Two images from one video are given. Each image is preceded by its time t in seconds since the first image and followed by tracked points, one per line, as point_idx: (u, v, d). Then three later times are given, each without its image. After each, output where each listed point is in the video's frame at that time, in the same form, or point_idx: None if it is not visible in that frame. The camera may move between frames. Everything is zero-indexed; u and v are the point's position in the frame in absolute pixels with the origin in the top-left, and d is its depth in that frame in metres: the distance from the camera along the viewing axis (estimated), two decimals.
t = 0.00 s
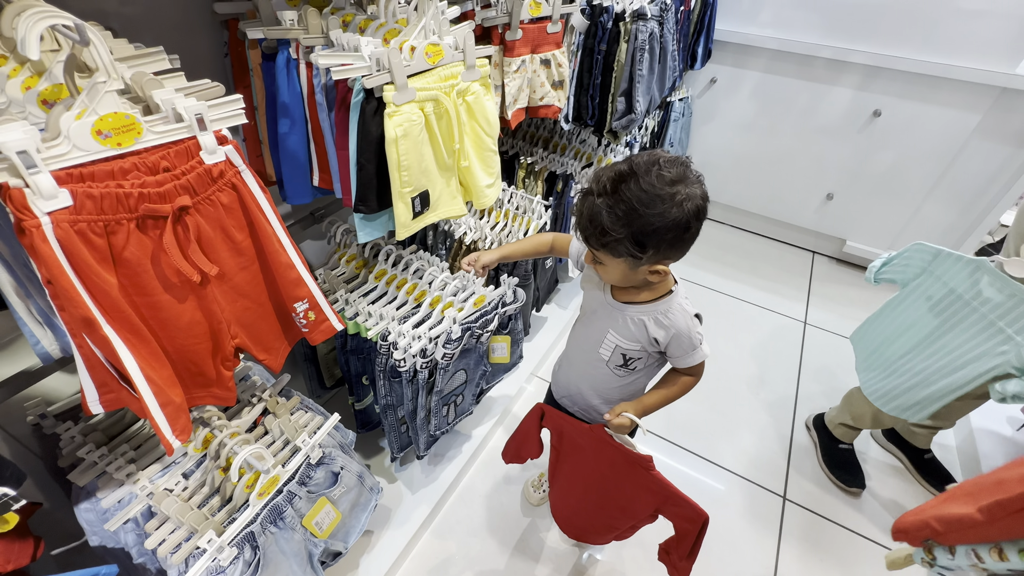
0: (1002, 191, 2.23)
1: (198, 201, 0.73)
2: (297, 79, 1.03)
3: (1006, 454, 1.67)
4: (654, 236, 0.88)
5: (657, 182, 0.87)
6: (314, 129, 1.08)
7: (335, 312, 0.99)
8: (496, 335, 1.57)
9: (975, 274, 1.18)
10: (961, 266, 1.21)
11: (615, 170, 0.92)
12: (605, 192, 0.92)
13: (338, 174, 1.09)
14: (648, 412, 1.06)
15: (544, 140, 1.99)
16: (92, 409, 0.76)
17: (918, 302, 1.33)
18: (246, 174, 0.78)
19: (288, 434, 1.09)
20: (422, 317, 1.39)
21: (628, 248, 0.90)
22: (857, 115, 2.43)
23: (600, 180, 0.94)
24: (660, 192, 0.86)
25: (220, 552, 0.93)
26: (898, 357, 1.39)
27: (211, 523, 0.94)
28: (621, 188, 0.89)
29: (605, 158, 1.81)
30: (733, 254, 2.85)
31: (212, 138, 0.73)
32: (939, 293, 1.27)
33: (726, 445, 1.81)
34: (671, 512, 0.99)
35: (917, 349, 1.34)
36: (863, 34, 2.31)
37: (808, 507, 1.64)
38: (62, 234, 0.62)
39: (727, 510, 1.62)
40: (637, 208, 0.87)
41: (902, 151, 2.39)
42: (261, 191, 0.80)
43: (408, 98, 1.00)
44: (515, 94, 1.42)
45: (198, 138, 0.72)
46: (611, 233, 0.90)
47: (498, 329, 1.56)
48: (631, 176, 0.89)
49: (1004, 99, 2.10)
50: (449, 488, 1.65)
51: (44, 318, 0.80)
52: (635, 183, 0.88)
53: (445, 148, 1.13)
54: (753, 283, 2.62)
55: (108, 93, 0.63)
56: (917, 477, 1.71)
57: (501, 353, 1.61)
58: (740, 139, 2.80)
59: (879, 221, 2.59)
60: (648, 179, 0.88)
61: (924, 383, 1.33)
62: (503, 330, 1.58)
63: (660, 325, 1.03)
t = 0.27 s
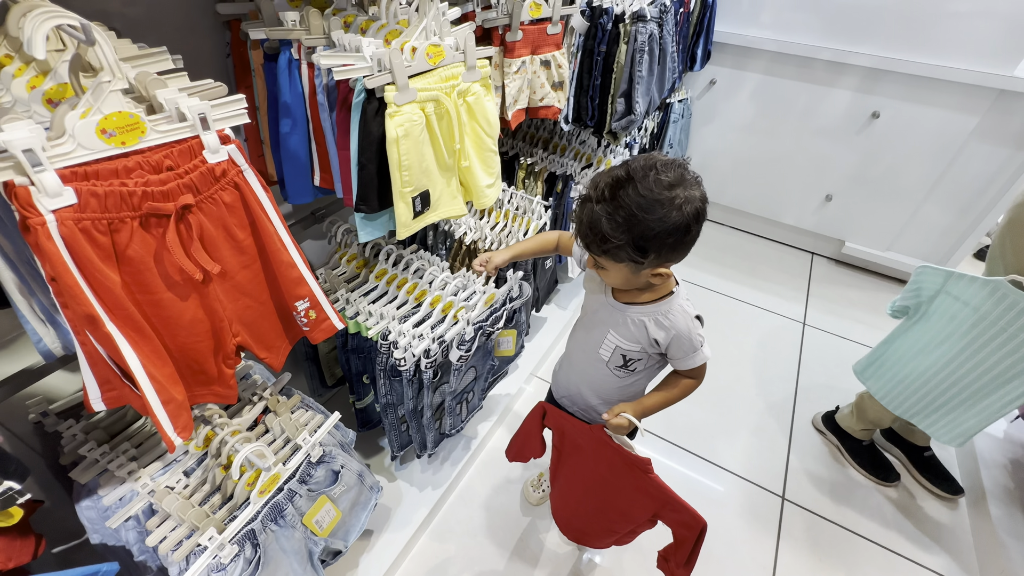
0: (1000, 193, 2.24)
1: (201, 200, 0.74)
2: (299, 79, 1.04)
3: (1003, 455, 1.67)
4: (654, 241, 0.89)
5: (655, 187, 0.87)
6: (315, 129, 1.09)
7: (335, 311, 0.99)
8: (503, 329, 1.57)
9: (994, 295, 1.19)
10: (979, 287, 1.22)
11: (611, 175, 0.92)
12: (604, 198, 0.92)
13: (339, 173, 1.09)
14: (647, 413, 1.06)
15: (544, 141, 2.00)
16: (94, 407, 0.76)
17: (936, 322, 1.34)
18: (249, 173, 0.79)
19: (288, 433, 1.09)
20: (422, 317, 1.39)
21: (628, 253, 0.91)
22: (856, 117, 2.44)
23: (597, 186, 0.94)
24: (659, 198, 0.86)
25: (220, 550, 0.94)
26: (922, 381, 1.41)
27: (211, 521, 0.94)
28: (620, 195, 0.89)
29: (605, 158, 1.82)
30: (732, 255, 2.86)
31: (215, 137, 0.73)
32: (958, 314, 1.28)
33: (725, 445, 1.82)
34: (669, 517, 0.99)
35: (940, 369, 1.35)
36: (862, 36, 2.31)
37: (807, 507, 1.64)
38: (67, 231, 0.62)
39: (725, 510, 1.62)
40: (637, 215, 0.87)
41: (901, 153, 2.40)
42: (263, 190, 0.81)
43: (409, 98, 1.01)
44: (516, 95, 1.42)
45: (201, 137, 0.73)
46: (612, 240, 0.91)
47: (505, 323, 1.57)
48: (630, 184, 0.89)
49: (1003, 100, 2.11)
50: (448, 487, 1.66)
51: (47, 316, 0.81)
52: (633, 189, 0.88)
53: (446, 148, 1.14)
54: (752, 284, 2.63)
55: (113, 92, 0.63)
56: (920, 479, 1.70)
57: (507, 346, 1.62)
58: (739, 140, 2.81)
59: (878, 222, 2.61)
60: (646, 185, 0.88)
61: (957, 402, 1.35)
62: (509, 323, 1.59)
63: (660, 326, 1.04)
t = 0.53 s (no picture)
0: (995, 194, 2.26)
1: (204, 197, 0.74)
2: (300, 79, 1.05)
3: (999, 454, 1.68)
4: (655, 248, 0.89)
5: (653, 193, 0.87)
6: (317, 128, 1.10)
7: (337, 309, 1.00)
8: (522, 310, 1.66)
9: (986, 302, 1.19)
10: (970, 293, 1.21)
11: (610, 183, 0.93)
12: (604, 208, 0.92)
13: (340, 172, 1.10)
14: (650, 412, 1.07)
15: (544, 141, 2.01)
16: (97, 403, 0.77)
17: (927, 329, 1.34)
18: (252, 172, 0.80)
19: (289, 430, 1.09)
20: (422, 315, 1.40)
21: (632, 261, 0.92)
22: (853, 119, 2.45)
23: (597, 195, 0.94)
24: (660, 206, 0.87)
25: (222, 546, 0.94)
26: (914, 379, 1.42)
27: (213, 517, 0.94)
28: (619, 204, 0.89)
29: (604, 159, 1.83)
30: (730, 255, 2.87)
31: (218, 135, 0.74)
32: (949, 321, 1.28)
33: (723, 445, 1.83)
34: (666, 520, 0.99)
35: (935, 373, 1.36)
36: (859, 39, 2.33)
37: (804, 506, 1.65)
38: (72, 228, 0.63)
39: (723, 509, 1.63)
40: (638, 224, 0.87)
41: (898, 154, 2.41)
42: (265, 188, 0.81)
43: (410, 98, 1.02)
44: (516, 96, 1.43)
45: (205, 135, 0.73)
46: (615, 249, 0.91)
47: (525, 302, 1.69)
48: (628, 193, 0.89)
49: (998, 103, 2.13)
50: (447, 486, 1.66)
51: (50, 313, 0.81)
52: (632, 198, 0.88)
53: (446, 148, 1.14)
54: (751, 285, 2.64)
55: (118, 90, 0.64)
56: (920, 467, 1.74)
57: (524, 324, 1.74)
58: (738, 142, 2.82)
59: (875, 224, 2.62)
60: (645, 194, 0.88)
61: (956, 401, 1.38)
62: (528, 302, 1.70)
63: (661, 323, 1.04)
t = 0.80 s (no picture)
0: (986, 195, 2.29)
1: (203, 194, 0.75)
2: (299, 77, 1.06)
3: (991, 452, 1.70)
4: (676, 244, 0.90)
5: (678, 189, 0.88)
6: (315, 126, 1.10)
7: (335, 306, 1.00)
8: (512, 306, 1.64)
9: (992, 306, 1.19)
10: (974, 302, 1.21)
11: (627, 175, 0.92)
12: (624, 201, 0.91)
13: (338, 171, 1.10)
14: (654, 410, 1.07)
15: (541, 141, 2.01)
16: (95, 400, 0.77)
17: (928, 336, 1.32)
18: (251, 169, 0.80)
19: (287, 427, 1.09)
20: (420, 313, 1.40)
21: (651, 257, 0.92)
22: (847, 120, 2.47)
23: (614, 189, 0.93)
24: (683, 202, 0.88)
25: (220, 543, 0.94)
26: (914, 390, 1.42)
27: (211, 514, 0.94)
28: (641, 198, 0.89)
29: (601, 159, 1.84)
30: (725, 255, 2.89)
31: (218, 132, 0.74)
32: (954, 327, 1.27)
33: (719, 443, 1.84)
34: (668, 518, 1.00)
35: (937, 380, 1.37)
36: (854, 40, 2.35)
37: (798, 504, 1.67)
38: (72, 223, 0.63)
39: (718, 506, 1.65)
40: (665, 219, 0.87)
41: (891, 155, 2.43)
42: (264, 184, 0.81)
43: (408, 96, 1.02)
44: (513, 95, 1.44)
45: (205, 132, 0.74)
46: (634, 247, 0.90)
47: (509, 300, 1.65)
48: (653, 189, 0.89)
49: (989, 104, 2.15)
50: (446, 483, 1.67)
51: (48, 309, 0.81)
52: (657, 194, 0.88)
53: (444, 147, 1.15)
54: (746, 285, 2.66)
55: (118, 85, 0.64)
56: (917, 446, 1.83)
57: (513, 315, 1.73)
58: (733, 143, 2.84)
59: (868, 224, 2.64)
60: (668, 189, 0.88)
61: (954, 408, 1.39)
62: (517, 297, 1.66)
63: (656, 316, 1.04)
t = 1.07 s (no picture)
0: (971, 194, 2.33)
1: (200, 190, 0.75)
2: (293, 74, 1.06)
3: (975, 445, 1.74)
4: (667, 251, 0.90)
5: (658, 200, 0.88)
6: (309, 124, 1.11)
7: (330, 302, 1.01)
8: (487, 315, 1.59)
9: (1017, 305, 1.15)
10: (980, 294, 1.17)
11: (608, 194, 0.93)
12: (610, 222, 0.92)
13: (334, 168, 1.11)
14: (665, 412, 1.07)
15: (534, 140, 2.05)
16: (91, 396, 0.77)
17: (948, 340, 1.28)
18: (247, 165, 0.80)
19: (283, 424, 1.10)
20: (415, 311, 1.41)
21: (645, 268, 0.93)
22: (836, 119, 2.51)
23: (600, 211, 0.94)
24: (666, 211, 0.88)
25: (216, 539, 0.94)
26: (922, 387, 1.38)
27: (208, 510, 0.95)
28: (623, 216, 0.90)
29: (594, 157, 1.85)
30: (717, 254, 2.91)
31: (214, 128, 0.75)
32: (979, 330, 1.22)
33: (711, 438, 1.86)
34: (673, 519, 1.03)
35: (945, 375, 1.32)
36: (843, 41, 2.38)
37: (788, 497, 1.69)
38: (69, 219, 0.63)
39: (710, 500, 1.67)
40: (648, 231, 0.88)
41: (879, 154, 2.47)
42: (260, 181, 0.82)
43: (403, 94, 1.03)
44: (507, 93, 1.45)
45: (201, 128, 0.74)
46: (627, 262, 0.92)
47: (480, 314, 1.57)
48: (633, 204, 0.90)
49: (974, 104, 2.20)
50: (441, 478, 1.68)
51: (42, 306, 0.81)
52: (636, 209, 0.89)
53: (439, 144, 1.16)
54: (737, 282, 2.68)
55: (115, 81, 0.65)
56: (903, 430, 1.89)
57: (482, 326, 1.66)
58: (724, 142, 2.87)
59: (857, 223, 2.68)
60: (648, 202, 0.88)
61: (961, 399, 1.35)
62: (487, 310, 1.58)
63: (669, 317, 1.02)
